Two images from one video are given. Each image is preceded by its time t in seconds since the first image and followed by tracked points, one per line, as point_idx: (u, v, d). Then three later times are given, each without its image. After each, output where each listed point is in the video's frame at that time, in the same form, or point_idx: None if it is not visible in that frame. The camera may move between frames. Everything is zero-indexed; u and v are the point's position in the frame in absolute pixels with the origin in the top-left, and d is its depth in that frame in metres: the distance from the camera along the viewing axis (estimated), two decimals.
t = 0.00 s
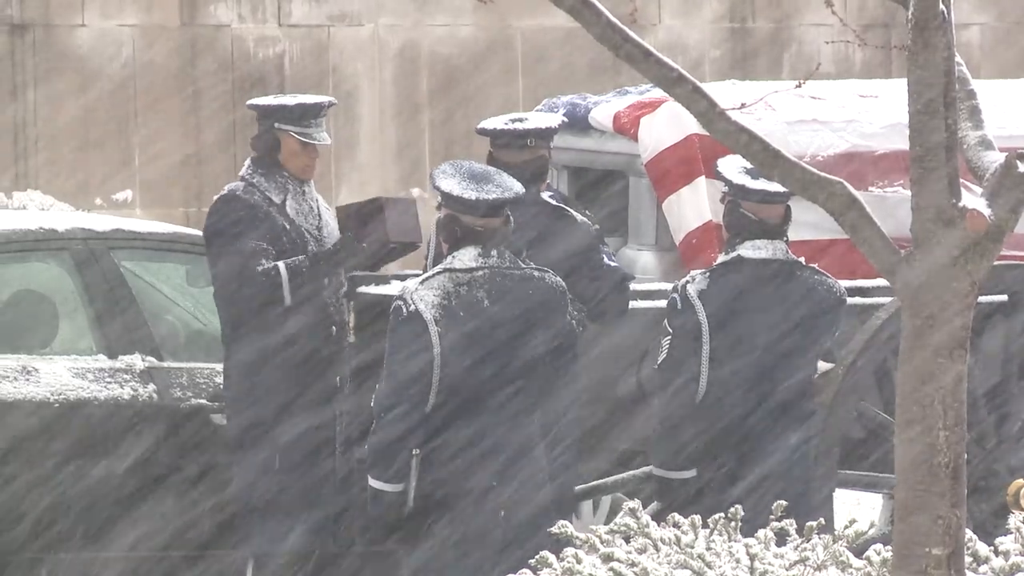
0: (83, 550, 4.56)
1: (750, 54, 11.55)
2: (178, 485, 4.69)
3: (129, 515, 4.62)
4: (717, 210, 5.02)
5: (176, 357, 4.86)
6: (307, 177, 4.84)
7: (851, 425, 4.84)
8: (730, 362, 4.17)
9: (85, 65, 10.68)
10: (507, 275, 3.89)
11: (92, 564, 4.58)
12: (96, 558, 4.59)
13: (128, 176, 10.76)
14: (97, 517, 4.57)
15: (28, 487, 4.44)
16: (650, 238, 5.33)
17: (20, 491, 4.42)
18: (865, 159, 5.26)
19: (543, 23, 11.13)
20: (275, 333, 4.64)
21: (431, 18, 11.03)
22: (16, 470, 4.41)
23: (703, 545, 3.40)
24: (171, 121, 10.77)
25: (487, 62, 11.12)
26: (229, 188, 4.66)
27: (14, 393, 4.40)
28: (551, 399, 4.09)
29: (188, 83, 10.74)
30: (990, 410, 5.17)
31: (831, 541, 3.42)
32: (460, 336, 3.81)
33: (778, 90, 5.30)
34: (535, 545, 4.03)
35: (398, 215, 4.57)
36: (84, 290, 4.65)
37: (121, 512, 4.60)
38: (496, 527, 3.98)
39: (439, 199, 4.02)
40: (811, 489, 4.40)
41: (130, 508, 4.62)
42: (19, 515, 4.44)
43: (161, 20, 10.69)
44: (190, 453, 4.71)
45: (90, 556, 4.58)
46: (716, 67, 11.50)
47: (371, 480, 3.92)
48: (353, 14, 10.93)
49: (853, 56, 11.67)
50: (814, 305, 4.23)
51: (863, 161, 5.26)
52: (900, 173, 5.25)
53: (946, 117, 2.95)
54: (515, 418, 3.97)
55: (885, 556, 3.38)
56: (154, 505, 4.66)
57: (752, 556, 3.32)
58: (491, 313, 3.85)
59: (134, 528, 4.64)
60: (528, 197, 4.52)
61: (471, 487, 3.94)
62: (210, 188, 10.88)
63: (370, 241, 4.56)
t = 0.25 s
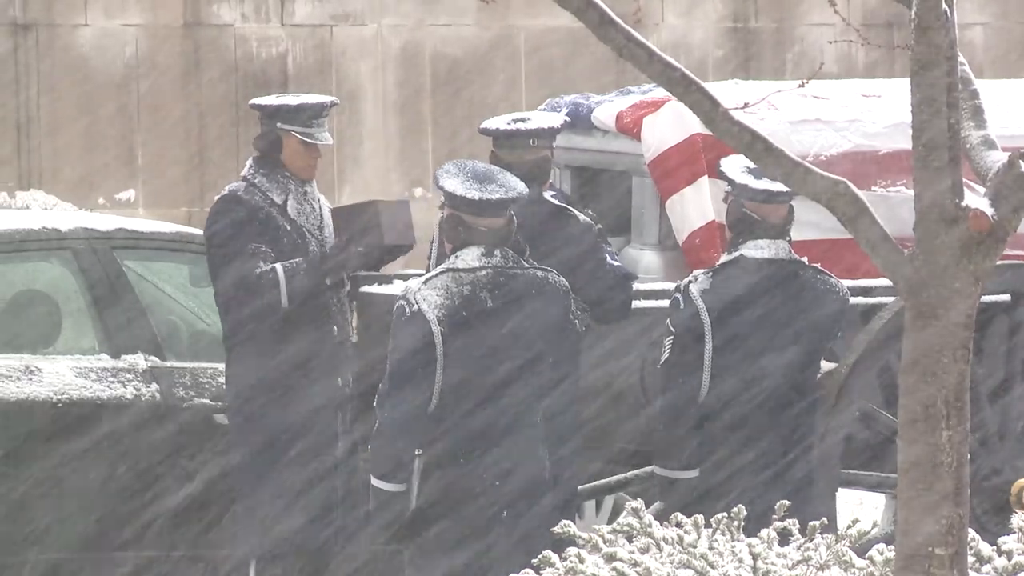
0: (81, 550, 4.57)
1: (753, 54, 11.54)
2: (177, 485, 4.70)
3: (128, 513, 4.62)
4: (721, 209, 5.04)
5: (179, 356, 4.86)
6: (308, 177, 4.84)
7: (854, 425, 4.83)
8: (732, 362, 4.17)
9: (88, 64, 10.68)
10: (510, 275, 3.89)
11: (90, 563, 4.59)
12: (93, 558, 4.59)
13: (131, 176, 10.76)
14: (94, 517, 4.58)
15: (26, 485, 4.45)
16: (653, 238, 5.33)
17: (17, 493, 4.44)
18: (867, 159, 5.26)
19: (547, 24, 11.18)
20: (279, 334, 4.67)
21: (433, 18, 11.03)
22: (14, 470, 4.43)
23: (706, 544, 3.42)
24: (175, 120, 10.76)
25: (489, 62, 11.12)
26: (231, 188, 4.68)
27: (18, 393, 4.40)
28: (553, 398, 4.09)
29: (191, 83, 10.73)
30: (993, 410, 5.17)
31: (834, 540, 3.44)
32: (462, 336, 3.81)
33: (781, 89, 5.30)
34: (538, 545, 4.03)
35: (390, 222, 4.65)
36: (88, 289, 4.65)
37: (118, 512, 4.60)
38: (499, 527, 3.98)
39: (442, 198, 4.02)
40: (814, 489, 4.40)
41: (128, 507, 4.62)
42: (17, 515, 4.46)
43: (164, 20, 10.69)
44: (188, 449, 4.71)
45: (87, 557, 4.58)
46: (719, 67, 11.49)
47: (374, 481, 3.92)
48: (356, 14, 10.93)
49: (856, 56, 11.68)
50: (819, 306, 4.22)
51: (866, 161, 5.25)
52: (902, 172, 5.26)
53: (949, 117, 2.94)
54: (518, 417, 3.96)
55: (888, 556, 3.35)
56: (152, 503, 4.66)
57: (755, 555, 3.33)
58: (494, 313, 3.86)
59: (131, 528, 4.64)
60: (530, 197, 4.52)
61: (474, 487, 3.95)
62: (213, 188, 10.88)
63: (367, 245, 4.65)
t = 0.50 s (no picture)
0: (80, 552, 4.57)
1: (755, 54, 11.54)
2: (179, 485, 4.70)
3: (128, 514, 4.62)
4: (723, 209, 5.01)
5: (181, 355, 4.87)
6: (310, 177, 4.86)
7: (857, 425, 4.83)
8: (735, 362, 4.17)
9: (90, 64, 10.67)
10: (512, 276, 3.89)
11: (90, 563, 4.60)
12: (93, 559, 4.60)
13: (134, 176, 10.77)
14: (94, 518, 4.57)
15: (26, 485, 4.45)
16: (656, 238, 5.33)
17: (17, 492, 4.44)
18: (871, 158, 5.26)
19: (549, 24, 11.19)
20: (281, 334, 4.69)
21: (435, 17, 11.03)
22: (14, 469, 4.44)
23: (709, 545, 3.41)
24: (177, 121, 10.76)
25: (492, 62, 11.12)
26: (232, 189, 4.70)
27: (20, 393, 4.40)
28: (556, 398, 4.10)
29: (194, 83, 10.74)
30: (996, 409, 5.17)
31: (837, 541, 3.45)
32: (465, 336, 3.81)
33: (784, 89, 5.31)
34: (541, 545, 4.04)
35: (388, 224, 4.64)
36: (90, 289, 4.65)
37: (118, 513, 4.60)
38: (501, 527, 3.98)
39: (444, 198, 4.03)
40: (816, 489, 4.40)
41: (128, 508, 4.62)
42: (17, 514, 4.46)
43: (166, 20, 10.70)
44: (189, 449, 4.71)
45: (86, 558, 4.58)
46: (721, 67, 11.49)
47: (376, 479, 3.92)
48: (358, 14, 10.93)
49: (858, 56, 11.68)
50: (821, 306, 4.23)
51: (869, 161, 5.25)
52: (905, 172, 5.26)
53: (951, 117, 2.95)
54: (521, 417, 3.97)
55: (891, 556, 3.38)
56: (153, 504, 4.65)
57: (757, 555, 3.34)
58: (496, 314, 3.86)
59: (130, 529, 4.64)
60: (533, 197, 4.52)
61: (476, 487, 3.95)
62: (215, 188, 10.88)
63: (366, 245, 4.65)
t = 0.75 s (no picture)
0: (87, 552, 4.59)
1: (759, 56, 11.56)
2: (188, 484, 4.72)
3: (135, 515, 4.64)
4: (727, 210, 5.04)
5: (188, 355, 4.90)
6: (315, 178, 4.90)
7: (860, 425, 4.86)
8: (739, 362, 4.18)
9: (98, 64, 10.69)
10: (518, 276, 3.91)
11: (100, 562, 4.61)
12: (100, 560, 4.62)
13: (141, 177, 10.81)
14: (102, 519, 4.59)
15: (33, 487, 4.47)
16: (660, 238, 5.37)
17: (28, 491, 4.46)
18: (873, 159, 5.28)
19: (554, 25, 11.20)
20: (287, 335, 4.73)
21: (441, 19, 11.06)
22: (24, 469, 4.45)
23: (712, 544, 3.41)
24: (184, 122, 10.81)
25: (497, 63, 11.15)
26: (238, 190, 4.73)
27: (29, 393, 4.43)
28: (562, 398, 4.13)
29: (200, 84, 10.77)
30: (998, 410, 5.20)
31: (841, 539, 3.47)
32: (473, 337, 3.83)
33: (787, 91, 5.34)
34: (546, 543, 4.07)
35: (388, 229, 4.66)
36: (98, 289, 4.68)
37: (125, 514, 4.62)
38: (508, 526, 4.02)
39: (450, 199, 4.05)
40: (819, 488, 4.43)
41: (135, 509, 4.63)
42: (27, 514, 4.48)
43: (173, 21, 10.71)
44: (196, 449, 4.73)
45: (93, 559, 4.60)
46: (726, 69, 11.52)
47: (382, 478, 3.96)
48: (364, 16, 10.96)
49: (861, 58, 11.71)
50: (824, 307, 4.26)
51: (872, 162, 5.27)
52: (908, 173, 5.28)
53: (953, 118, 2.98)
54: (526, 417, 4.00)
55: (894, 554, 3.41)
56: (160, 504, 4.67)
57: (760, 554, 3.35)
58: (502, 314, 3.88)
59: (138, 530, 4.65)
60: (538, 198, 4.55)
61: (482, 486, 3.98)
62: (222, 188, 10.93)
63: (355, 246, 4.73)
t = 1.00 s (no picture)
0: (87, 555, 4.60)
1: (760, 57, 11.60)
2: (193, 484, 4.73)
3: (139, 514, 4.65)
4: (729, 211, 5.08)
5: (194, 355, 4.92)
6: (318, 179, 4.93)
7: (862, 425, 4.88)
8: (741, 361, 4.21)
9: (102, 65, 10.77)
10: (522, 276, 3.94)
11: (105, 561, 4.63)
12: (100, 564, 4.63)
13: (146, 177, 10.85)
14: (101, 522, 4.61)
15: (34, 489, 4.49)
16: (663, 239, 5.39)
17: (33, 490, 4.49)
18: (874, 160, 5.30)
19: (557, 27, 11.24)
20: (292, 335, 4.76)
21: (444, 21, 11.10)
22: (30, 468, 4.48)
23: (714, 542, 3.45)
24: (189, 123, 10.84)
25: (501, 64, 11.17)
26: (241, 191, 4.76)
27: (34, 393, 4.45)
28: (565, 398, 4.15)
29: (205, 85, 10.80)
30: (1000, 410, 5.22)
31: (841, 538, 3.51)
32: (477, 337, 3.86)
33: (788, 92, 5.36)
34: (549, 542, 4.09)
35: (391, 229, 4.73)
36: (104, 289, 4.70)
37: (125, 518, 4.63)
38: (511, 525, 4.04)
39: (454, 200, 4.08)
40: (821, 487, 4.45)
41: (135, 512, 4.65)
42: (32, 513, 4.51)
43: (178, 24, 10.78)
44: (197, 451, 4.74)
45: (94, 562, 4.62)
46: (727, 71, 11.56)
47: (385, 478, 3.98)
48: (368, 18, 11.01)
49: (864, 60, 11.73)
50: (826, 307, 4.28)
51: (873, 162, 5.29)
52: (908, 174, 5.31)
53: (953, 119, 3.01)
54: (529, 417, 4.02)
55: (894, 553, 3.44)
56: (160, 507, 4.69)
57: (762, 553, 3.39)
58: (506, 313, 3.90)
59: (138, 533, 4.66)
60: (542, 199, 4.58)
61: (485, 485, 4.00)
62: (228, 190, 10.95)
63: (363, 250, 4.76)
